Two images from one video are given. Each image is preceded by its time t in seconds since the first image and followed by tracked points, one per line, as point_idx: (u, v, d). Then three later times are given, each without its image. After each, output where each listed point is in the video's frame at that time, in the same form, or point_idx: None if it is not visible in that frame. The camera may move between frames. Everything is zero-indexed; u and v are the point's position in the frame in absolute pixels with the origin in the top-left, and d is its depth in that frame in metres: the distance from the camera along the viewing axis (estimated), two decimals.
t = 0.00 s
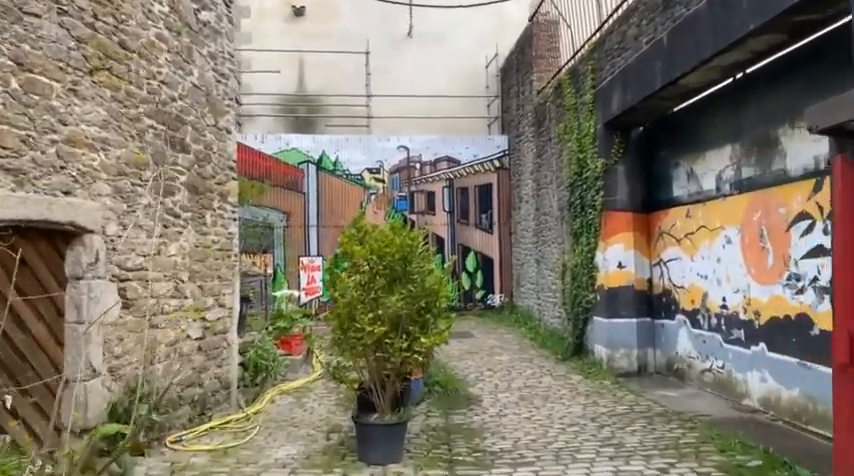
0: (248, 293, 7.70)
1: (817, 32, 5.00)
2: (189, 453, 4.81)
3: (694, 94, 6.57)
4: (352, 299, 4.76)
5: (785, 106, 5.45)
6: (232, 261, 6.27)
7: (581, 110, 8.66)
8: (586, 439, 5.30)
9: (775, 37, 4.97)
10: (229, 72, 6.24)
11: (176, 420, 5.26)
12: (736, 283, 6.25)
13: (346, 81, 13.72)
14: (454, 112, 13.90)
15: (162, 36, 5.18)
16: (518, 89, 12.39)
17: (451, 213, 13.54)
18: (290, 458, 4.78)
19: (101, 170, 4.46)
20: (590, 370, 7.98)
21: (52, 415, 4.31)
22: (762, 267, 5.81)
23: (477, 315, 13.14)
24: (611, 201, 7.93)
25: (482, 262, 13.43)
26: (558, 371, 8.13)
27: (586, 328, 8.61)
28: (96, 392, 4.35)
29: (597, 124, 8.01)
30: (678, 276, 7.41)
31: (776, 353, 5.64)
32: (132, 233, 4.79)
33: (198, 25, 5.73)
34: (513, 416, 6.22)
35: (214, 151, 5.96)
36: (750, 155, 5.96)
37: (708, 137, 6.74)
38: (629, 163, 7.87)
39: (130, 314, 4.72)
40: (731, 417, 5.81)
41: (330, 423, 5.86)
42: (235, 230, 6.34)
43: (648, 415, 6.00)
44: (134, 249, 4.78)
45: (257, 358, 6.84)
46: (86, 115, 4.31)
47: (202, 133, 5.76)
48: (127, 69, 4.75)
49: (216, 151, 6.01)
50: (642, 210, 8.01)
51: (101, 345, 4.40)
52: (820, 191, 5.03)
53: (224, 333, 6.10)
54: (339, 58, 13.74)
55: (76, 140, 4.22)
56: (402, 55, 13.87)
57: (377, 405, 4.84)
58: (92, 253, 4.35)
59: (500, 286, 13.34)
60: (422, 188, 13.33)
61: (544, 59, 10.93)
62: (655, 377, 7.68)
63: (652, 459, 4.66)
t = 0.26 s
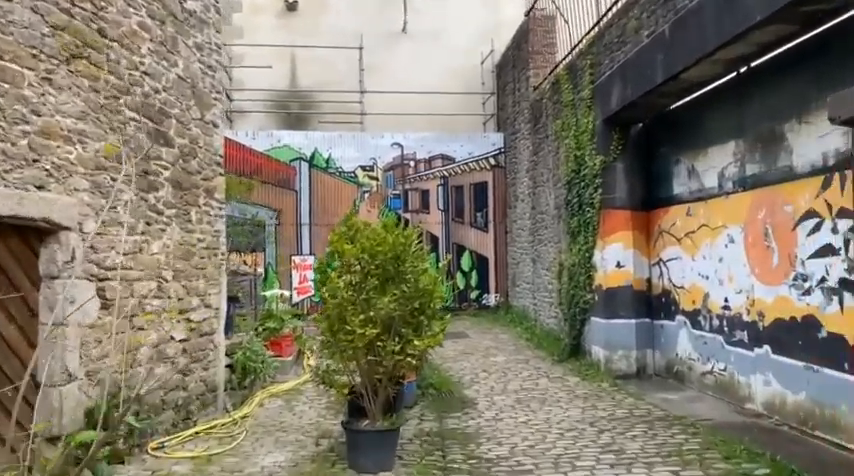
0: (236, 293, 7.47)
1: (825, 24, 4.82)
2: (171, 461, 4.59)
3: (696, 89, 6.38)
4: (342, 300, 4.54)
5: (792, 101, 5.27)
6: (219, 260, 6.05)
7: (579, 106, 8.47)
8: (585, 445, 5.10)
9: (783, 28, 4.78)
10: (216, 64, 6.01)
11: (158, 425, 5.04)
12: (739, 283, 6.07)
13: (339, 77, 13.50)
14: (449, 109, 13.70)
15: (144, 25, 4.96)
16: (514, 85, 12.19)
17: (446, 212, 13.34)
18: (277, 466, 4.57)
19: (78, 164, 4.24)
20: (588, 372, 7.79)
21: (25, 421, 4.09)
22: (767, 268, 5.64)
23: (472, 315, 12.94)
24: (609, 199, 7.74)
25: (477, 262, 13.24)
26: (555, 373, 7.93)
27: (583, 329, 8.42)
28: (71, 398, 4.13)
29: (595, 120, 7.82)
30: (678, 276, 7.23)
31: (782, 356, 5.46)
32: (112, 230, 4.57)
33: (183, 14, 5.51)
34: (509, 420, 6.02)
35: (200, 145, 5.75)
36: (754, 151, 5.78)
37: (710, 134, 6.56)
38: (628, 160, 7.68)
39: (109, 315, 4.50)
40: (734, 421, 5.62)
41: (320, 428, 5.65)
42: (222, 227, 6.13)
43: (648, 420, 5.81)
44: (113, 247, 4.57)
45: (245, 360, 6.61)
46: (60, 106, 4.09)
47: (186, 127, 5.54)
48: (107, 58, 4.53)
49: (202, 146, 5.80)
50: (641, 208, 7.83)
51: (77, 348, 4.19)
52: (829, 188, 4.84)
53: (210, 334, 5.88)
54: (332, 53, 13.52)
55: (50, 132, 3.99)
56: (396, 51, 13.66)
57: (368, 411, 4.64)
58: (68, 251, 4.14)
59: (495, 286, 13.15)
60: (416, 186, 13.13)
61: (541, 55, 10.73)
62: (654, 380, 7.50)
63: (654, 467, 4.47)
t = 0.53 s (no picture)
0: (219, 293, 7.22)
1: (832, 12, 4.61)
2: (145, 471, 4.33)
3: (695, 82, 6.17)
4: (327, 300, 4.30)
5: (796, 93, 5.07)
6: (199, 259, 5.80)
7: (573, 102, 8.25)
8: (582, 452, 4.88)
9: (788, 17, 4.58)
10: (197, 54, 5.76)
11: (134, 432, 4.78)
12: (740, 283, 5.87)
13: (328, 73, 13.25)
14: (440, 106, 13.47)
15: (119, 10, 4.71)
16: (506, 82, 11.98)
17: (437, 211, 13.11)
18: None
19: (45, 155, 3.99)
20: (583, 374, 7.57)
21: None
22: (769, 267, 5.45)
23: (464, 315, 12.71)
24: (605, 197, 7.53)
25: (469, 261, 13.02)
26: (549, 375, 7.71)
27: (578, 330, 8.21)
28: (36, 404, 3.87)
29: (590, 116, 7.61)
30: (676, 276, 7.03)
31: (785, 359, 5.26)
32: (83, 226, 4.32)
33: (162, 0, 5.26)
34: (502, 425, 5.80)
35: (180, 138, 5.50)
36: (756, 146, 5.57)
37: (708, 129, 6.36)
38: (624, 157, 7.47)
39: (80, 316, 4.25)
40: (735, 426, 5.42)
41: (306, 434, 5.41)
42: (203, 224, 5.88)
43: (646, 425, 5.59)
44: (83, 243, 4.31)
45: (228, 363, 6.35)
46: (24, 93, 3.84)
47: (165, 119, 5.29)
48: (77, 43, 4.28)
49: (182, 139, 5.55)
50: (638, 206, 7.62)
51: (43, 351, 3.93)
52: (836, 184, 4.64)
53: (190, 336, 5.62)
54: (321, 49, 13.27)
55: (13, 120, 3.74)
56: (387, 47, 13.42)
57: (354, 417, 4.41)
58: (33, 247, 3.89)
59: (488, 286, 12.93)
60: (407, 184, 12.90)
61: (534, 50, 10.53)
62: (651, 382, 7.29)
63: None
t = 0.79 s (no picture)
0: (200, 294, 6.93)
1: None
2: None
3: (695, 75, 5.95)
4: (308, 302, 4.02)
5: (802, 86, 4.85)
6: (177, 258, 5.51)
7: (567, 97, 8.02)
8: (579, 462, 4.64)
9: (796, 4, 4.36)
10: (174, 43, 5.48)
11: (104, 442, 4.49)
12: (742, 284, 5.64)
13: (317, 69, 12.97)
14: (431, 103, 13.22)
15: None
16: (499, 78, 11.73)
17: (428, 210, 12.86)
18: None
19: (3, 145, 3.70)
20: (578, 378, 7.34)
21: None
22: (773, 268, 5.22)
23: (455, 316, 12.46)
24: (600, 195, 7.28)
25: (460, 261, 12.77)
26: (543, 379, 7.47)
27: (572, 332, 7.98)
28: None
29: (586, 111, 7.37)
30: (674, 276, 6.80)
31: (790, 363, 5.04)
32: (47, 222, 4.03)
33: None
34: (495, 432, 5.54)
35: (156, 131, 5.21)
36: (760, 142, 5.35)
37: (709, 124, 6.13)
38: (620, 153, 7.23)
39: (43, 320, 3.96)
40: (738, 433, 5.18)
41: (288, 443, 5.14)
42: (181, 222, 5.59)
43: (646, 432, 5.34)
44: (47, 241, 4.01)
45: (207, 367, 6.06)
46: None
47: (139, 110, 5.00)
48: (41, 27, 3.99)
49: (158, 131, 5.26)
50: (634, 204, 7.39)
51: None
52: (846, 180, 4.42)
53: (167, 339, 5.33)
54: (310, 44, 12.99)
55: None
56: (377, 42, 13.15)
57: (338, 427, 4.15)
58: None
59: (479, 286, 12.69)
60: (397, 182, 12.63)
61: (527, 46, 10.29)
62: (648, 386, 7.07)
63: None
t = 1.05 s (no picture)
0: (184, 294, 6.67)
1: None
2: None
3: (698, 66, 5.73)
4: (291, 303, 3.78)
5: (812, 75, 4.63)
6: (157, 256, 5.26)
7: (564, 91, 7.80)
8: (580, 470, 4.40)
9: None
10: (154, 30, 5.22)
11: (76, 451, 4.23)
12: (748, 283, 5.42)
13: (308, 64, 12.72)
14: (425, 99, 12.98)
15: None
16: (493, 73, 11.50)
17: (422, 208, 12.63)
18: None
19: None
20: (575, 380, 7.12)
21: None
22: (781, 266, 5.00)
23: (449, 316, 12.23)
24: (599, 191, 7.06)
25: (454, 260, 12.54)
26: (539, 381, 7.24)
27: (569, 333, 7.75)
28: None
29: (584, 105, 7.14)
30: (675, 276, 6.58)
31: (798, 366, 4.82)
32: (12, 216, 3.77)
33: None
34: (490, 438, 5.31)
35: (134, 122, 4.96)
36: (766, 135, 5.13)
37: (712, 117, 5.91)
38: (619, 148, 7.01)
39: (8, 321, 3.70)
40: (745, 439, 4.96)
41: (273, 450, 4.89)
42: (161, 218, 5.33)
43: (647, 438, 5.12)
44: (12, 236, 3.75)
45: (190, 370, 5.80)
46: None
47: (116, 100, 4.74)
48: (6, 8, 3.73)
49: (136, 123, 5.00)
50: (633, 201, 7.16)
51: None
52: None
53: (146, 341, 5.08)
54: (301, 38, 12.74)
55: None
56: (369, 37, 12.91)
57: (324, 435, 3.92)
58: None
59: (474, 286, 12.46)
60: (390, 180, 12.39)
61: (523, 40, 10.06)
62: (648, 389, 6.85)
63: None
